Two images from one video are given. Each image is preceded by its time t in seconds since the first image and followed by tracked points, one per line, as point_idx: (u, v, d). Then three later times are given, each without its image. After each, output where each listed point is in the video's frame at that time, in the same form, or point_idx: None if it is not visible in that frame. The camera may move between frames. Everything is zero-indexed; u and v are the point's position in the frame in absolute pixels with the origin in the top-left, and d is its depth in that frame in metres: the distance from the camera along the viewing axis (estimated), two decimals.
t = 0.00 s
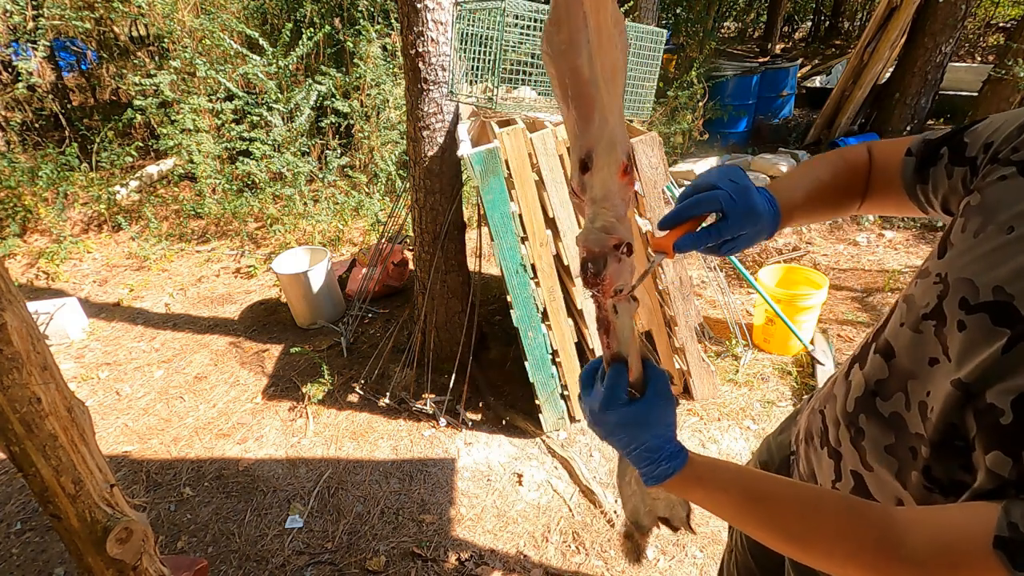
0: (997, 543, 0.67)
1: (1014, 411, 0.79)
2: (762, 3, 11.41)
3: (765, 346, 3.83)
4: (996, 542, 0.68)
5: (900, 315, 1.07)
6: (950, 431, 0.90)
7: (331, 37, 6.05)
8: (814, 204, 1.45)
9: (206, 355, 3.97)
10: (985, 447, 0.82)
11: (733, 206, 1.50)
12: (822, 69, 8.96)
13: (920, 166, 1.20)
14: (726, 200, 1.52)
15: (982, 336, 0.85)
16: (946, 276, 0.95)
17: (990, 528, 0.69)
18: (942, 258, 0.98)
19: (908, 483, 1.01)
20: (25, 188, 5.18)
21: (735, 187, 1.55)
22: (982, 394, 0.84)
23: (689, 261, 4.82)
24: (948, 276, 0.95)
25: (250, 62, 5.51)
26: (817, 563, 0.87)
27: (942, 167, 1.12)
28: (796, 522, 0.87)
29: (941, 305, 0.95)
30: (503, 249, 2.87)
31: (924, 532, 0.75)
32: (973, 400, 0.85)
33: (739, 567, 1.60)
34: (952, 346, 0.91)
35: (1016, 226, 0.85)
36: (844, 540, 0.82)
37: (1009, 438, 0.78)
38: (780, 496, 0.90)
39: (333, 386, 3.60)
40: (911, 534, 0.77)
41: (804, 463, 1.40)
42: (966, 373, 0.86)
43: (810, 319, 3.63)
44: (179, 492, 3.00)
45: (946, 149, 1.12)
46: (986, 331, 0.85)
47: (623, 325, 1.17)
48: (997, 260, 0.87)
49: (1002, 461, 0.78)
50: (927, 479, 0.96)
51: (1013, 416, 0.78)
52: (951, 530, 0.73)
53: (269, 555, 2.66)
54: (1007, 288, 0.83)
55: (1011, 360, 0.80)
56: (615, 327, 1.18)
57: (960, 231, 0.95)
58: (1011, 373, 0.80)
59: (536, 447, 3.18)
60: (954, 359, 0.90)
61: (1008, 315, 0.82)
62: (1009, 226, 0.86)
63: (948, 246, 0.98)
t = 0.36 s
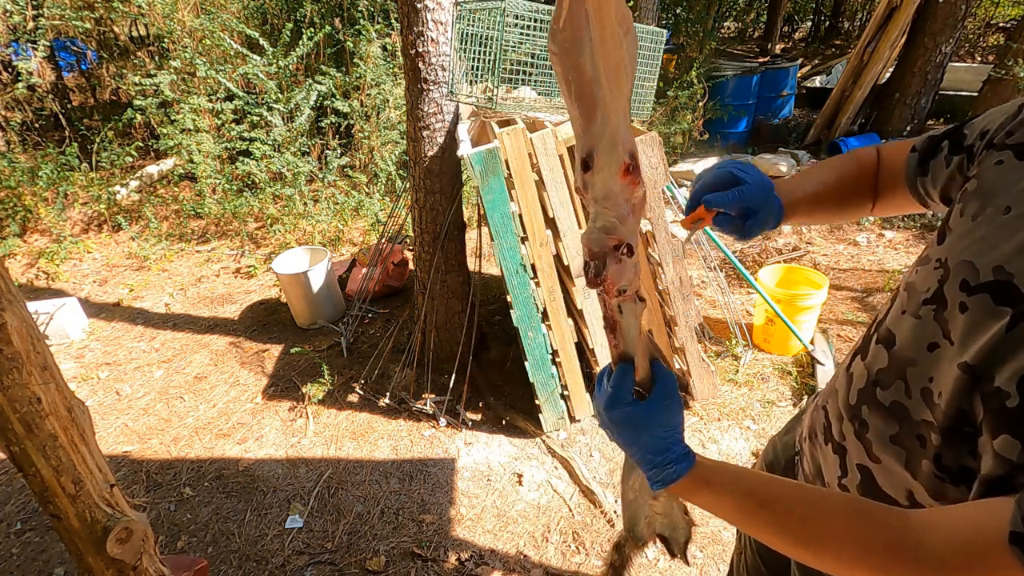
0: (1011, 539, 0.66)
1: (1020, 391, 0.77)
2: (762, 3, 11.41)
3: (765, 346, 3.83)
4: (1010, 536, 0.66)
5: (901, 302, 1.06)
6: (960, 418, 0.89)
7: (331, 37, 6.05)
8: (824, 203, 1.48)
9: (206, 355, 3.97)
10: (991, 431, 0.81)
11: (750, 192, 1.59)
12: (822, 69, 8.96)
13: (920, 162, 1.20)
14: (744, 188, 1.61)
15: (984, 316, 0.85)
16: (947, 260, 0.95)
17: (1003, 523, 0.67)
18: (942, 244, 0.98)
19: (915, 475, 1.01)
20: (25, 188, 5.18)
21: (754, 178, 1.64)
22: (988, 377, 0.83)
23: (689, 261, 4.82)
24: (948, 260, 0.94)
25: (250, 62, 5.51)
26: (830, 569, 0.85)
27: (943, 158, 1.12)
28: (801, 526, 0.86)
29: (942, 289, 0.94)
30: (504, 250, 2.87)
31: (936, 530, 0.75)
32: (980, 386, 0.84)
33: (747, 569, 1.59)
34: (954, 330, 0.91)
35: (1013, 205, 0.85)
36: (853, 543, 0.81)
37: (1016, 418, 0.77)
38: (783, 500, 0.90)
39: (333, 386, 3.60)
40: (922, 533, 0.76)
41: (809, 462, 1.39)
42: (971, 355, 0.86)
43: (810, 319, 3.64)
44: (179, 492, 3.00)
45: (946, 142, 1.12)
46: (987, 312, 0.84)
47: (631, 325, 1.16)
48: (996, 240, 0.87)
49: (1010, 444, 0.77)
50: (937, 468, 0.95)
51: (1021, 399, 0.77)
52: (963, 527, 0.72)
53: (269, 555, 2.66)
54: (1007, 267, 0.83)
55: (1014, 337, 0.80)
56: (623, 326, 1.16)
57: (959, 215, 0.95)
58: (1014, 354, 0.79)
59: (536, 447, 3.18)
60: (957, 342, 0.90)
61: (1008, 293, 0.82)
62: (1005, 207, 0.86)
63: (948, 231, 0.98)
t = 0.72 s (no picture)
0: None
1: (1008, 345, 0.84)
2: (762, 3, 11.40)
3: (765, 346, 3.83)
4: None
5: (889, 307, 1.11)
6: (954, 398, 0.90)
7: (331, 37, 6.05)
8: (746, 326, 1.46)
9: (206, 355, 3.97)
10: (992, 391, 0.85)
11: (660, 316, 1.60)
12: (822, 69, 8.95)
13: (864, 233, 1.24)
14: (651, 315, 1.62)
15: (955, 295, 0.94)
16: (908, 262, 1.04)
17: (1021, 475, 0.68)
18: (901, 254, 1.08)
19: (913, 452, 0.99)
20: (25, 188, 5.18)
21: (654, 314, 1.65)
22: (974, 343, 0.88)
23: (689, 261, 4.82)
24: (908, 260, 1.04)
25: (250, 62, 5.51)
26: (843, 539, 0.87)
27: (883, 218, 1.19)
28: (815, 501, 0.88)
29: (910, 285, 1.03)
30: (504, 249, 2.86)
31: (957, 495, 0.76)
32: (967, 352, 0.89)
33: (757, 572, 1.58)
34: (931, 314, 0.98)
35: (947, 201, 0.99)
36: (871, 511, 0.82)
37: (1014, 370, 0.82)
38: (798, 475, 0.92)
39: (333, 386, 3.60)
40: (946, 503, 0.77)
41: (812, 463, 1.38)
42: (948, 328, 0.93)
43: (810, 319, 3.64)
44: (179, 492, 3.00)
45: (874, 208, 1.21)
46: (958, 287, 0.93)
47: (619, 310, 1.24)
48: (945, 230, 0.98)
49: (1015, 399, 0.81)
50: (933, 440, 0.95)
51: (1010, 350, 0.83)
52: (986, 489, 0.72)
53: (269, 555, 2.66)
54: (960, 246, 0.94)
55: (986, 305, 0.89)
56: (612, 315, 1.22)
57: (914, 225, 1.06)
58: (992, 315, 0.88)
59: (536, 447, 3.18)
60: (937, 322, 0.97)
61: (971, 267, 0.92)
62: (943, 204, 1.00)
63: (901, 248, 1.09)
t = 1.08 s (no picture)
0: (931, 462, 0.77)
1: (921, 352, 0.95)
2: (762, 3, 11.40)
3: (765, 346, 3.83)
4: (931, 460, 0.77)
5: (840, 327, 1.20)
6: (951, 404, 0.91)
7: (331, 37, 6.05)
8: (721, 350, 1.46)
9: (206, 355, 3.97)
10: (915, 396, 0.96)
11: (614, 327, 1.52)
12: (823, 69, 8.96)
13: (803, 243, 1.30)
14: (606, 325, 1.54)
15: (881, 309, 1.05)
16: (844, 278, 1.15)
17: (925, 452, 0.79)
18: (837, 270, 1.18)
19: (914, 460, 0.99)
20: (25, 188, 5.18)
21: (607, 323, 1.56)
22: (902, 354, 0.99)
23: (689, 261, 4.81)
24: (844, 277, 1.15)
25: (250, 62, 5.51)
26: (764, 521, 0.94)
27: (818, 231, 1.27)
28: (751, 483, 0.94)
29: (852, 300, 1.14)
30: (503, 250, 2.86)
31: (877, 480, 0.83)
32: (898, 362, 1.00)
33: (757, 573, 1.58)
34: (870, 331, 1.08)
35: (869, 219, 1.10)
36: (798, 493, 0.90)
37: (928, 375, 0.93)
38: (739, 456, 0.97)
39: (333, 386, 3.60)
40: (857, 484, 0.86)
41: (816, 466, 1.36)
42: (879, 339, 1.04)
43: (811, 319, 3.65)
44: (179, 492, 3.00)
45: (810, 220, 1.29)
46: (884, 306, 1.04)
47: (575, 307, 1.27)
48: (870, 248, 1.08)
49: (933, 402, 0.92)
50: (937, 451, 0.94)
51: (925, 359, 0.94)
52: (898, 475, 0.81)
53: (269, 555, 2.66)
54: (884, 262, 1.05)
55: (903, 317, 1.00)
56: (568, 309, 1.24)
57: (843, 243, 1.16)
58: (910, 329, 0.98)
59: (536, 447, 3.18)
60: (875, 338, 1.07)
61: (893, 282, 1.03)
62: (864, 222, 1.11)
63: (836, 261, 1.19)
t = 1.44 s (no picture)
0: (880, 460, 0.83)
1: (886, 349, 0.99)
2: (762, 3, 11.39)
3: (765, 346, 3.83)
4: (880, 459, 0.83)
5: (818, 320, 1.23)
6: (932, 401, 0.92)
7: (331, 37, 6.06)
8: (719, 349, 1.47)
9: (206, 355, 3.97)
10: (879, 388, 1.00)
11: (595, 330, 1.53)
12: (823, 69, 8.96)
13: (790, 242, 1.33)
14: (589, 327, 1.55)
15: (855, 304, 1.08)
16: (824, 275, 1.17)
17: (876, 452, 0.84)
18: (819, 267, 1.21)
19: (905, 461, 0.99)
20: (25, 188, 5.18)
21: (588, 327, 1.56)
22: (868, 349, 1.04)
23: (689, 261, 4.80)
24: (824, 275, 1.17)
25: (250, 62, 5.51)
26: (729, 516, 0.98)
27: (805, 228, 1.29)
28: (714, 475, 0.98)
29: (828, 296, 1.17)
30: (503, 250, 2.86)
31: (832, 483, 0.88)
32: (866, 357, 1.04)
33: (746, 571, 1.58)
34: (843, 325, 1.12)
35: (853, 218, 1.13)
36: (760, 490, 0.94)
37: (889, 376, 0.97)
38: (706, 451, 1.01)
39: (333, 386, 3.60)
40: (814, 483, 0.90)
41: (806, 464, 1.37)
42: (851, 336, 1.07)
43: (810, 318, 3.68)
44: (179, 492, 3.00)
45: (797, 218, 1.31)
46: (856, 301, 1.08)
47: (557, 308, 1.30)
48: (852, 244, 1.11)
49: (890, 396, 0.97)
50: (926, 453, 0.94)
51: (886, 353, 0.99)
52: (851, 473, 0.86)
53: (269, 555, 2.66)
54: (862, 260, 1.08)
55: (873, 314, 1.03)
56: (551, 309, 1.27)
57: (828, 238, 1.19)
58: (876, 326, 1.03)
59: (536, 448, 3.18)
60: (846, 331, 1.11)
61: (870, 280, 1.06)
62: (848, 221, 1.14)
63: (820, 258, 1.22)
